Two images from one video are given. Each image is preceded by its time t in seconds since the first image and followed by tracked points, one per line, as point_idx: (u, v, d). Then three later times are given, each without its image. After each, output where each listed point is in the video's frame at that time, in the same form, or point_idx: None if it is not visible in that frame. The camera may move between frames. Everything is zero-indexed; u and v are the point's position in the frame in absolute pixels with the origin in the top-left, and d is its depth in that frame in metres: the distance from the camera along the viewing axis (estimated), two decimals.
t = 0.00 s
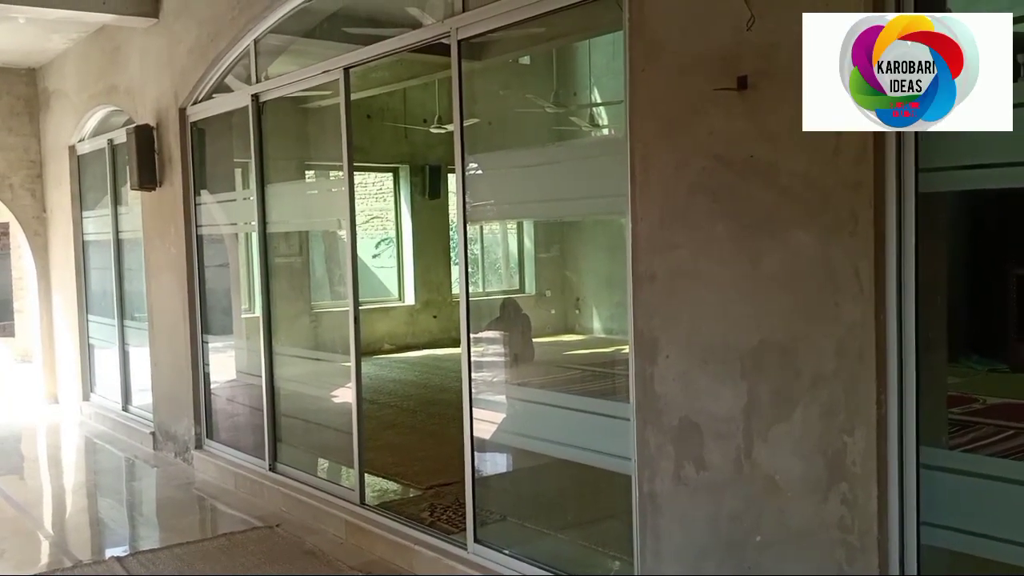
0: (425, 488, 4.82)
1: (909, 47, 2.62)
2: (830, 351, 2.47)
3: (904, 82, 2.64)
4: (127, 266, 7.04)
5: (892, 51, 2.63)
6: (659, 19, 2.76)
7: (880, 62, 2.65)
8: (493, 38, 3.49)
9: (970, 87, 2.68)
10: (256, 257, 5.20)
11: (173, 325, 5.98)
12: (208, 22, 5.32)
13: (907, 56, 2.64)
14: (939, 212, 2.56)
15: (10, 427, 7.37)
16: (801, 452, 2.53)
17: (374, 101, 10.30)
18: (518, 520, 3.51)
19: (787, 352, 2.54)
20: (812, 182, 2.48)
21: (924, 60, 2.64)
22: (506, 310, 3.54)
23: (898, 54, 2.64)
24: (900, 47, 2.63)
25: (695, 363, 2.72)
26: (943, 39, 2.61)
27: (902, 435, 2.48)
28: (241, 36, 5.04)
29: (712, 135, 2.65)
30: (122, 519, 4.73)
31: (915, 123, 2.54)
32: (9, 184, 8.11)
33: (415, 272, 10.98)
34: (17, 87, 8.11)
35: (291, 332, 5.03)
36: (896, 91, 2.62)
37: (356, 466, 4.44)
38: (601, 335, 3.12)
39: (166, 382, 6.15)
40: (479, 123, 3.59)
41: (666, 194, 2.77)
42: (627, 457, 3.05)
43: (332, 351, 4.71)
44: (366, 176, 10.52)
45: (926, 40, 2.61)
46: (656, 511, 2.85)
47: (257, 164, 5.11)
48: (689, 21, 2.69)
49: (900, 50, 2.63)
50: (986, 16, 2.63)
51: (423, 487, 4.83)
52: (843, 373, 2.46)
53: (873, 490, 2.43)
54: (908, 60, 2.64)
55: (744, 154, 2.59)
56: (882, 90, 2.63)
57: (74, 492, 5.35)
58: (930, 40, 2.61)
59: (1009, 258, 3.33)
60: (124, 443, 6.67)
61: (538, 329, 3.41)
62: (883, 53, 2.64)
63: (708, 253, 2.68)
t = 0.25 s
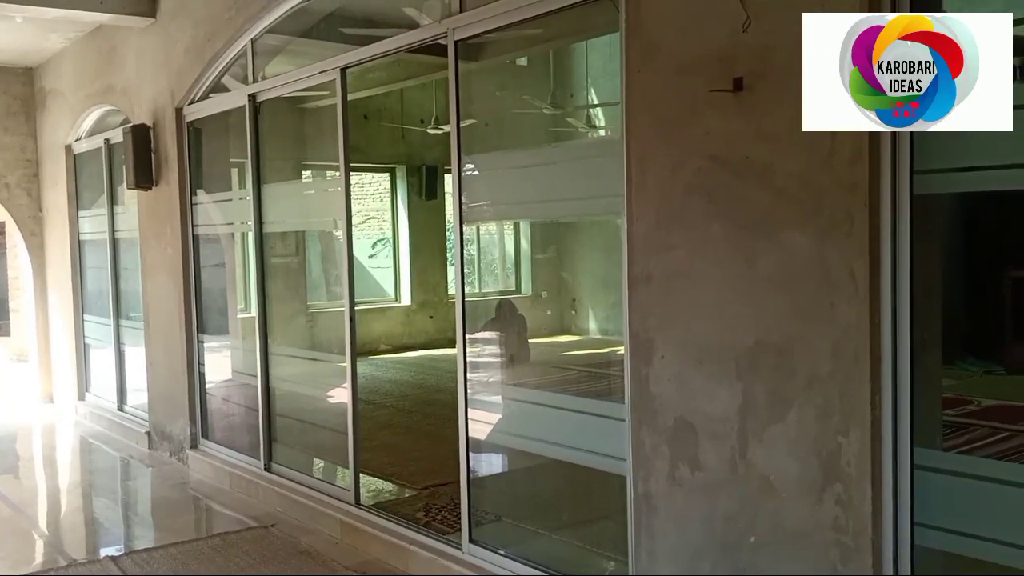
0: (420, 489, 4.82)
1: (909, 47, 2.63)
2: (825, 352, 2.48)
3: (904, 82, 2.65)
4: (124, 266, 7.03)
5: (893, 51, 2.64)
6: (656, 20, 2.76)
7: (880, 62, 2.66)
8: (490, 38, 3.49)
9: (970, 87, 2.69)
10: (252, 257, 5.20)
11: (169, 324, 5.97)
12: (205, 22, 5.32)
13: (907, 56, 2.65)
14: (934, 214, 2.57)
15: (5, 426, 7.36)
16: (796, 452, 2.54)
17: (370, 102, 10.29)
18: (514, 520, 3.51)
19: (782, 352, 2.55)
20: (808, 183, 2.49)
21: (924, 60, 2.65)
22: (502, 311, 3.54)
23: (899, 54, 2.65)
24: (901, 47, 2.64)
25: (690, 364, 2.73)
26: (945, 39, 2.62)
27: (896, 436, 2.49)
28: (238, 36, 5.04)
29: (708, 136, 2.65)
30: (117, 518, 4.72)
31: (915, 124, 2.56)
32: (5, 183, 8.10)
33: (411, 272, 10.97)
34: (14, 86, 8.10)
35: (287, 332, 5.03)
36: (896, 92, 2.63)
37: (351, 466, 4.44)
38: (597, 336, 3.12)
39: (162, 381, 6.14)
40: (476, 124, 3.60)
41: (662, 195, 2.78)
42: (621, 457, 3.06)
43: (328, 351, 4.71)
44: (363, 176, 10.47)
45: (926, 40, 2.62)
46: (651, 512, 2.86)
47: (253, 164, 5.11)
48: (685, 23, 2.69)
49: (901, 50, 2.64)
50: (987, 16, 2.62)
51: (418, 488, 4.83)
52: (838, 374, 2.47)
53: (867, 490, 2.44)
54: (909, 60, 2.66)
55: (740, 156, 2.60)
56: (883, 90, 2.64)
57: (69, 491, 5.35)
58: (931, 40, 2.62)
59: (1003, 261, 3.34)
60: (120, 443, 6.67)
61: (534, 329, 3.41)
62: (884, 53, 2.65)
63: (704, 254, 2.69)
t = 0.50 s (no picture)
0: (417, 489, 4.81)
1: (909, 48, 2.65)
2: (824, 353, 2.48)
3: (904, 83, 2.66)
4: (121, 264, 7.02)
5: (893, 51, 2.65)
6: (655, 20, 2.76)
7: (881, 63, 2.67)
8: (489, 38, 3.49)
9: (970, 87, 2.69)
10: (250, 256, 5.19)
11: (166, 323, 5.96)
12: (204, 20, 5.31)
13: (907, 56, 2.66)
14: (933, 215, 2.57)
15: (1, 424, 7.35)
16: (794, 454, 2.54)
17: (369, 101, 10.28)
18: (511, 521, 3.51)
19: (781, 353, 2.55)
20: (807, 184, 2.48)
21: (924, 60, 2.66)
22: (500, 311, 3.54)
23: (899, 54, 2.66)
24: (901, 48, 2.65)
25: (688, 365, 2.72)
26: (944, 40, 2.63)
27: (894, 437, 2.49)
28: (237, 34, 5.03)
29: (707, 137, 2.65)
30: (113, 517, 4.71)
31: (916, 123, 2.56)
32: (2, 181, 8.08)
33: (409, 272, 10.97)
34: (11, 84, 8.08)
35: (284, 332, 5.02)
36: (896, 92, 2.64)
37: (348, 466, 4.44)
38: (595, 336, 3.12)
39: (159, 380, 6.13)
40: (474, 124, 3.59)
41: (661, 196, 2.78)
42: (619, 457, 3.06)
43: (325, 350, 4.70)
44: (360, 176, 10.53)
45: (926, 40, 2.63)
46: (649, 512, 2.85)
47: (251, 163, 5.10)
48: (685, 23, 2.69)
49: (901, 51, 2.65)
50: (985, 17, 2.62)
51: (415, 488, 4.82)
52: (836, 375, 2.46)
53: (865, 492, 2.44)
54: (909, 60, 2.66)
55: (739, 156, 2.59)
56: (883, 90, 2.65)
57: (65, 490, 5.34)
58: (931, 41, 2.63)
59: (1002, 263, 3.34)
60: (116, 442, 6.66)
61: (532, 330, 3.40)
62: (884, 53, 2.65)
63: (703, 255, 2.69)
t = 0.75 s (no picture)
0: (419, 487, 4.81)
1: (909, 48, 2.64)
2: (827, 354, 2.48)
3: (904, 83, 2.66)
4: (123, 262, 7.02)
5: (892, 51, 2.64)
6: (658, 20, 2.76)
7: (881, 63, 2.67)
8: (491, 37, 3.49)
9: (970, 87, 2.70)
10: (252, 255, 5.20)
11: (168, 321, 5.97)
12: (206, 18, 5.31)
13: (907, 56, 2.66)
14: (936, 216, 2.57)
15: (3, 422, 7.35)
16: (797, 454, 2.54)
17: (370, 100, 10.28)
18: (513, 520, 3.51)
19: (783, 353, 2.55)
20: (810, 184, 2.49)
21: (923, 60, 2.65)
22: (500, 311, 3.53)
23: (898, 54, 2.65)
24: (900, 48, 2.64)
25: (691, 364, 2.73)
26: (944, 39, 2.63)
27: (897, 437, 2.49)
28: (239, 33, 5.03)
29: (710, 136, 2.65)
30: (115, 515, 4.72)
31: (916, 123, 2.55)
32: (5, 178, 8.09)
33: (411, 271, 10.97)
34: (14, 81, 8.09)
35: (286, 331, 5.02)
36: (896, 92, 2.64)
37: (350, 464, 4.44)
38: (595, 337, 3.12)
39: (161, 378, 6.14)
40: (477, 123, 3.59)
41: (664, 195, 2.78)
42: (621, 457, 3.06)
43: (327, 349, 4.70)
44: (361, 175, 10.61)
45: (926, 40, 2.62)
46: (652, 512, 2.85)
47: (254, 161, 5.11)
48: (688, 23, 2.69)
49: (900, 50, 2.64)
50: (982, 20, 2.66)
51: (417, 487, 4.82)
52: (839, 375, 2.47)
53: (868, 492, 2.44)
54: (908, 60, 2.66)
55: (743, 156, 2.59)
56: (882, 90, 2.64)
57: (67, 488, 5.35)
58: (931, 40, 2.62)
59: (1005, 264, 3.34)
60: (118, 440, 6.66)
61: (533, 329, 3.41)
62: (883, 53, 2.65)
63: (705, 254, 2.69)
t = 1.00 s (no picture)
0: (420, 486, 4.82)
1: (909, 48, 2.63)
2: (829, 355, 2.48)
3: (904, 83, 2.65)
4: (125, 259, 7.02)
5: (892, 51, 2.64)
6: (662, 20, 2.76)
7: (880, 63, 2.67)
8: (494, 35, 3.48)
9: (969, 87, 2.70)
10: (254, 252, 5.19)
11: (170, 318, 5.96)
12: (209, 16, 5.31)
13: (907, 56, 2.65)
14: (940, 217, 2.57)
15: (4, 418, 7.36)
16: (799, 454, 2.54)
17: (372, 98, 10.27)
18: (514, 519, 3.51)
19: (785, 354, 2.55)
20: (813, 185, 2.48)
21: (923, 60, 2.65)
22: (501, 310, 3.53)
23: (898, 54, 2.65)
24: (900, 48, 2.64)
25: (693, 364, 2.73)
26: (944, 39, 2.62)
27: (900, 439, 2.50)
28: (242, 30, 5.03)
29: (713, 137, 2.65)
30: (115, 512, 4.72)
31: (916, 123, 2.54)
32: (6, 174, 8.09)
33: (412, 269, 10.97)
34: (16, 78, 8.09)
35: (288, 328, 5.02)
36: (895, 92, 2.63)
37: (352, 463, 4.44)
38: (596, 337, 3.13)
39: (163, 375, 6.14)
40: (479, 122, 3.59)
41: (667, 195, 2.78)
42: (622, 456, 3.05)
43: (329, 347, 4.70)
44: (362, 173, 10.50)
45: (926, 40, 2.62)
46: (654, 511, 2.85)
47: (256, 159, 5.10)
48: (691, 22, 2.69)
49: (900, 51, 2.64)
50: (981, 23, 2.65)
51: (418, 485, 4.83)
52: (841, 376, 2.47)
53: (870, 493, 2.44)
54: (908, 60, 2.66)
55: (746, 156, 2.59)
56: (881, 90, 2.64)
57: (68, 485, 5.35)
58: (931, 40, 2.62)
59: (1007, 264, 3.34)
60: (119, 437, 6.67)
61: (535, 328, 3.41)
62: (883, 53, 2.65)
63: (708, 254, 2.69)
